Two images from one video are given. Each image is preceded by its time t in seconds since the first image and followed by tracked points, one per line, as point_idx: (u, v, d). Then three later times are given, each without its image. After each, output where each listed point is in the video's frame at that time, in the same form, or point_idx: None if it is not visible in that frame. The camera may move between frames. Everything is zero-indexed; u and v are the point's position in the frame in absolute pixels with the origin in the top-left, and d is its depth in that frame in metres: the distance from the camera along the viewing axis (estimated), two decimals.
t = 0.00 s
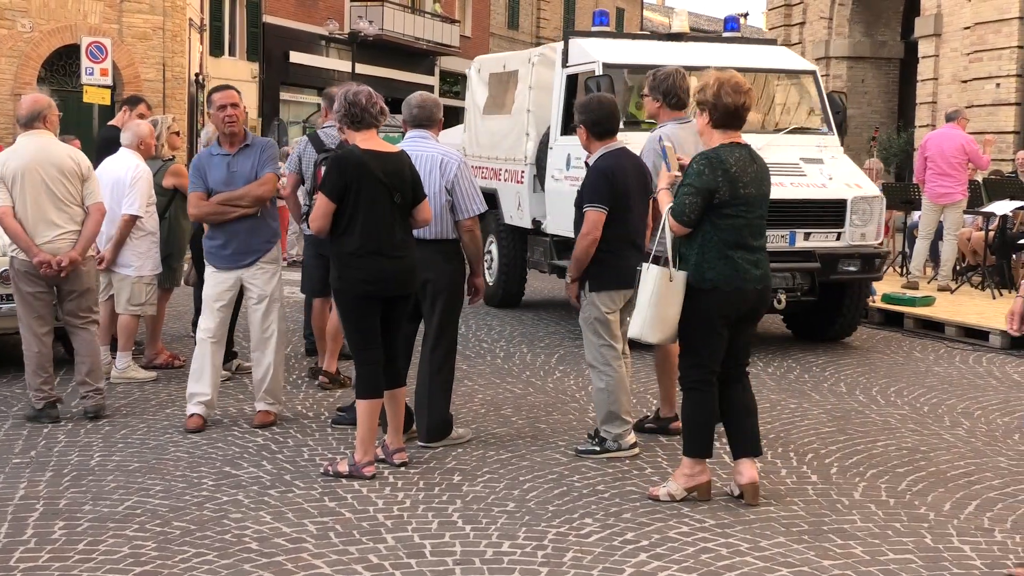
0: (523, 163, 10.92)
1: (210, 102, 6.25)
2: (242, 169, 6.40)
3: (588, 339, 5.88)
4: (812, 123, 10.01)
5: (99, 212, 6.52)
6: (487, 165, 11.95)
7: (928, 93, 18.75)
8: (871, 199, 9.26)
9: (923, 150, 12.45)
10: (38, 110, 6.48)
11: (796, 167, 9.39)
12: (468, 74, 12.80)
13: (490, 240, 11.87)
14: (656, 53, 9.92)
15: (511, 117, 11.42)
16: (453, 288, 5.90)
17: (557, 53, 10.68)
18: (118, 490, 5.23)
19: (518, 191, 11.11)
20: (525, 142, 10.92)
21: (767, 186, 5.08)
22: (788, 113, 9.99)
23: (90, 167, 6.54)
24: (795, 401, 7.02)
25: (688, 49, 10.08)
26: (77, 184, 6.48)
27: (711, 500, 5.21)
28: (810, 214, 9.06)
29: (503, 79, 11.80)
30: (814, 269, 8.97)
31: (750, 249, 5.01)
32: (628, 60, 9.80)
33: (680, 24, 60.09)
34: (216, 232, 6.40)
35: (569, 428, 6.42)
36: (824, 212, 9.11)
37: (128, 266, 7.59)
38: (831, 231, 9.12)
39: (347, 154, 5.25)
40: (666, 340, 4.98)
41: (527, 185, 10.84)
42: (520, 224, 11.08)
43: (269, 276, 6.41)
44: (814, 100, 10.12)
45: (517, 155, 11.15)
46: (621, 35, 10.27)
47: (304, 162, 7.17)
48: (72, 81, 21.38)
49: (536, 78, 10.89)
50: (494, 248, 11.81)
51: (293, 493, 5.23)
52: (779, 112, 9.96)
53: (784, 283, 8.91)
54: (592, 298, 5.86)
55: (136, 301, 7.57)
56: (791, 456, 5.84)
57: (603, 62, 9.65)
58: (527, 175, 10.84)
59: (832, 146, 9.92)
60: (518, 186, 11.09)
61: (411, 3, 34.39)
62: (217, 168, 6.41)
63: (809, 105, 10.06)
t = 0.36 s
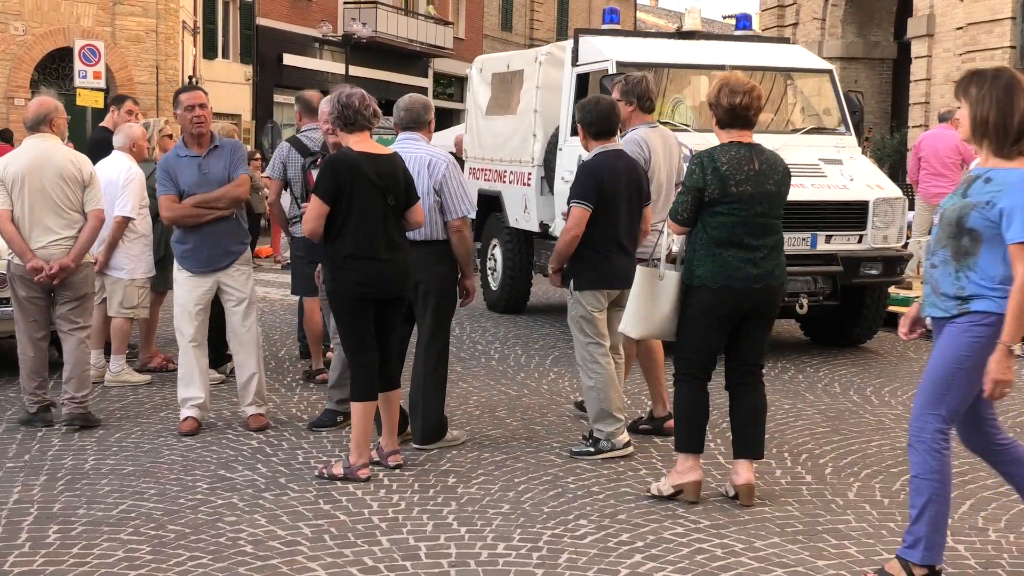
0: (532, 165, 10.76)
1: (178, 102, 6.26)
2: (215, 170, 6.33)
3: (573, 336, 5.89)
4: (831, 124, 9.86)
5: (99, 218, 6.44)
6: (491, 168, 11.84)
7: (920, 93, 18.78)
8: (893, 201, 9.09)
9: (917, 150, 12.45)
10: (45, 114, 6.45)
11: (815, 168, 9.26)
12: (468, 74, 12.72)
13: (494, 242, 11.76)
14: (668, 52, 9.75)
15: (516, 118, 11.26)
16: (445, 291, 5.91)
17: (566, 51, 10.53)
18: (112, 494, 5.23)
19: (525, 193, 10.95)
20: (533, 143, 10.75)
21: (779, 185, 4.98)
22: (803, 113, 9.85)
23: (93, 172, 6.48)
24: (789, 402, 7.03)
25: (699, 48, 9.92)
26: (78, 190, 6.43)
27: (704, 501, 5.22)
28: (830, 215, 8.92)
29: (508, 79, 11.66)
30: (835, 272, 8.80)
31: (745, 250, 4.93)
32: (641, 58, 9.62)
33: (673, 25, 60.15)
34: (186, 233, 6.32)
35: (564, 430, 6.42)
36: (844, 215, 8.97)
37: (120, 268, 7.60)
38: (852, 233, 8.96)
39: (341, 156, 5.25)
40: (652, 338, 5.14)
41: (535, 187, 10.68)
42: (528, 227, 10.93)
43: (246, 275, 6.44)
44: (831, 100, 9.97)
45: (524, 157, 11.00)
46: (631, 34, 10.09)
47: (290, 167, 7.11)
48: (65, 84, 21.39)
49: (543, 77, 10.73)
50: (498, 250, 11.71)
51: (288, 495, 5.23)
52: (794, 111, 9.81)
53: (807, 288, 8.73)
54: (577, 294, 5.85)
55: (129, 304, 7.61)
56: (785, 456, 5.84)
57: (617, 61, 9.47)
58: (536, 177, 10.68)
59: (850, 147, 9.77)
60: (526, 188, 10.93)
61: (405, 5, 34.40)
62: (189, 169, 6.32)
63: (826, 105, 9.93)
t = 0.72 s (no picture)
0: (539, 167, 10.67)
1: (164, 106, 6.21)
2: (203, 173, 6.34)
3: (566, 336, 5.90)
4: (846, 125, 9.82)
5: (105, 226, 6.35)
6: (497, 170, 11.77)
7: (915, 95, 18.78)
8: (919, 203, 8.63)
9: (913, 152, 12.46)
10: (68, 119, 6.41)
11: (838, 170, 9.10)
12: (471, 76, 12.76)
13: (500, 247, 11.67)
14: (680, 52, 9.69)
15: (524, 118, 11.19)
16: (439, 292, 5.91)
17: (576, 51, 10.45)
18: (107, 497, 5.22)
19: (532, 196, 10.91)
20: (541, 144, 10.67)
21: (753, 186, 4.97)
22: (815, 114, 9.80)
23: (103, 181, 6.42)
24: (784, 404, 7.03)
25: (712, 48, 9.86)
26: (86, 198, 6.38)
27: (699, 503, 5.22)
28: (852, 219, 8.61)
29: (514, 79, 11.60)
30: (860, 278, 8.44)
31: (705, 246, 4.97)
32: (653, 58, 9.56)
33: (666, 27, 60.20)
34: (173, 239, 6.27)
35: (559, 433, 6.41)
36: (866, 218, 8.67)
37: (112, 271, 7.59)
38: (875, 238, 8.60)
39: (335, 159, 5.25)
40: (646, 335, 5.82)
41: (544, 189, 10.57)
42: (536, 231, 10.85)
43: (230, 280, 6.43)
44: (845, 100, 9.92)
45: (532, 159, 10.92)
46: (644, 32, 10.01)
47: (284, 171, 7.10)
48: (59, 87, 21.38)
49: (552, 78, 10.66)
50: (502, 254, 11.63)
51: (282, 499, 5.22)
52: (805, 112, 9.78)
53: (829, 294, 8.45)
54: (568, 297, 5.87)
55: (120, 306, 7.57)
56: (780, 459, 5.83)
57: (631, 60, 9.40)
58: (543, 180, 10.57)
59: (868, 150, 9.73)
60: (534, 191, 10.84)
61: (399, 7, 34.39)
62: (177, 172, 6.30)
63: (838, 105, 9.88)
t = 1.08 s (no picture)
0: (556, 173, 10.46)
1: (168, 106, 6.21)
2: (202, 174, 6.33)
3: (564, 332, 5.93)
4: (869, 127, 9.42)
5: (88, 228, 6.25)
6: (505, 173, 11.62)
7: (910, 99, 18.81)
8: (944, 207, 8.58)
9: (909, 154, 12.49)
10: (63, 120, 6.38)
11: (862, 172, 8.78)
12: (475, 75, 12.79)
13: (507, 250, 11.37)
14: (698, 51, 9.28)
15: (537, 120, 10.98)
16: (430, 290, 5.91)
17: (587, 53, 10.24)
18: (101, 499, 5.22)
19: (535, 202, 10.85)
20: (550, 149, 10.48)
21: (684, 189, 4.89)
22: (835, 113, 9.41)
23: (89, 181, 6.30)
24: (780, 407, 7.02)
25: (732, 45, 9.44)
26: (72, 199, 6.30)
27: (694, 506, 5.22)
28: (880, 223, 8.43)
29: (522, 79, 11.70)
30: (887, 283, 8.30)
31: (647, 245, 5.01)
32: (671, 56, 9.13)
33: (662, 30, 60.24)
34: (169, 238, 6.24)
35: (554, 435, 6.41)
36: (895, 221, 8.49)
37: (103, 272, 7.56)
38: (903, 242, 8.48)
39: (331, 162, 5.24)
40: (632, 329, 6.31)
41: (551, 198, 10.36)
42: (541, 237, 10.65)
43: (224, 280, 6.44)
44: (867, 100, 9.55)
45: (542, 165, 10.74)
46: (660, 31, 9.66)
47: (280, 172, 7.09)
48: (55, 87, 21.36)
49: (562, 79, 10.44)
50: (509, 258, 11.36)
51: (277, 500, 5.22)
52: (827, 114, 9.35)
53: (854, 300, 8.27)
54: (569, 296, 5.90)
55: (112, 307, 7.56)
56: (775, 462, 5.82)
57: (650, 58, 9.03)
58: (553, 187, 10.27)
59: (891, 151, 9.34)
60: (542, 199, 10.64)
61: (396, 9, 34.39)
62: (176, 171, 6.28)
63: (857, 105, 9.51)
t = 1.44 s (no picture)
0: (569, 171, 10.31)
1: (184, 107, 6.14)
2: (213, 174, 6.29)
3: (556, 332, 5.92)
4: (892, 127, 9.22)
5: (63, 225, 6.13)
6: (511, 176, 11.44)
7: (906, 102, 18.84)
8: (973, 211, 8.38)
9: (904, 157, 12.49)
10: (36, 120, 6.29)
11: (887, 175, 8.58)
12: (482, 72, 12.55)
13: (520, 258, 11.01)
14: (715, 50, 9.04)
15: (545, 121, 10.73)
16: (422, 287, 5.91)
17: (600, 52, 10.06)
18: (95, 500, 5.21)
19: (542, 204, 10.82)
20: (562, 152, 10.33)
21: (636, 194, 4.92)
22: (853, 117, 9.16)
23: (62, 178, 6.16)
24: (773, 410, 7.03)
25: (748, 46, 9.21)
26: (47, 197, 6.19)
27: (687, 509, 5.23)
28: (906, 228, 8.20)
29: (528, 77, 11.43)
30: (913, 290, 8.02)
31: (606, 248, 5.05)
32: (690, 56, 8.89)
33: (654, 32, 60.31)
34: (179, 235, 6.18)
35: (548, 437, 6.42)
36: (920, 227, 8.27)
37: (90, 272, 7.54)
38: (929, 247, 8.28)
39: (325, 164, 5.25)
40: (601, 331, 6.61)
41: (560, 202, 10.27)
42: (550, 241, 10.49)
43: (224, 279, 6.42)
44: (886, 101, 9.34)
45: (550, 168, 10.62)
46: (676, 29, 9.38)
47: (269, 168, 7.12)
48: (50, 88, 21.31)
49: (575, 79, 10.30)
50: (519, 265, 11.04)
51: (271, 502, 5.21)
52: (846, 116, 9.15)
53: (882, 307, 7.95)
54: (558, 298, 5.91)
55: (100, 307, 7.57)
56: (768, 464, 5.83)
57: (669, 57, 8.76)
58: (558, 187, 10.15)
59: (913, 153, 9.14)
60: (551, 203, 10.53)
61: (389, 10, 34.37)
62: (189, 170, 6.22)
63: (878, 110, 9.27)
